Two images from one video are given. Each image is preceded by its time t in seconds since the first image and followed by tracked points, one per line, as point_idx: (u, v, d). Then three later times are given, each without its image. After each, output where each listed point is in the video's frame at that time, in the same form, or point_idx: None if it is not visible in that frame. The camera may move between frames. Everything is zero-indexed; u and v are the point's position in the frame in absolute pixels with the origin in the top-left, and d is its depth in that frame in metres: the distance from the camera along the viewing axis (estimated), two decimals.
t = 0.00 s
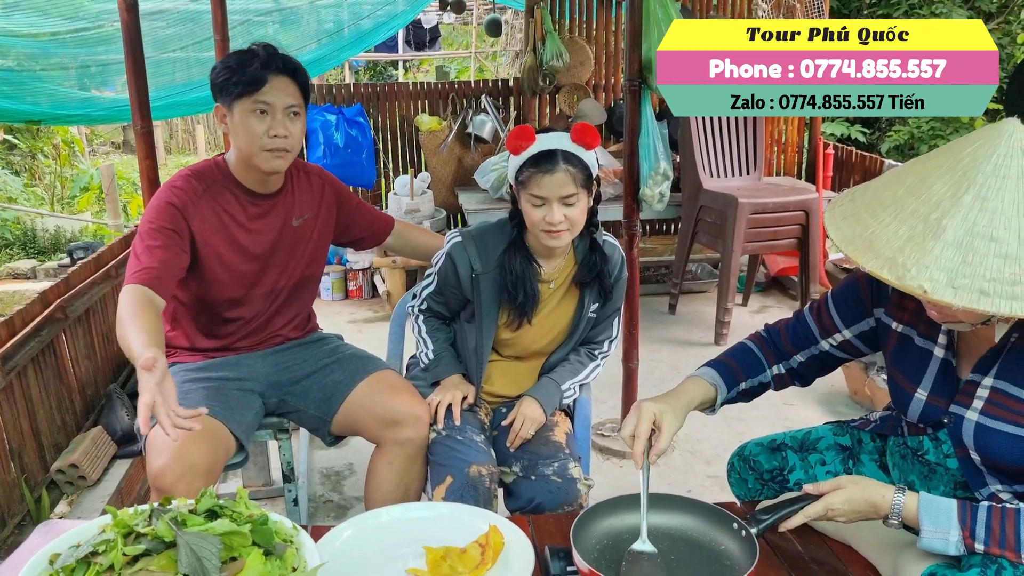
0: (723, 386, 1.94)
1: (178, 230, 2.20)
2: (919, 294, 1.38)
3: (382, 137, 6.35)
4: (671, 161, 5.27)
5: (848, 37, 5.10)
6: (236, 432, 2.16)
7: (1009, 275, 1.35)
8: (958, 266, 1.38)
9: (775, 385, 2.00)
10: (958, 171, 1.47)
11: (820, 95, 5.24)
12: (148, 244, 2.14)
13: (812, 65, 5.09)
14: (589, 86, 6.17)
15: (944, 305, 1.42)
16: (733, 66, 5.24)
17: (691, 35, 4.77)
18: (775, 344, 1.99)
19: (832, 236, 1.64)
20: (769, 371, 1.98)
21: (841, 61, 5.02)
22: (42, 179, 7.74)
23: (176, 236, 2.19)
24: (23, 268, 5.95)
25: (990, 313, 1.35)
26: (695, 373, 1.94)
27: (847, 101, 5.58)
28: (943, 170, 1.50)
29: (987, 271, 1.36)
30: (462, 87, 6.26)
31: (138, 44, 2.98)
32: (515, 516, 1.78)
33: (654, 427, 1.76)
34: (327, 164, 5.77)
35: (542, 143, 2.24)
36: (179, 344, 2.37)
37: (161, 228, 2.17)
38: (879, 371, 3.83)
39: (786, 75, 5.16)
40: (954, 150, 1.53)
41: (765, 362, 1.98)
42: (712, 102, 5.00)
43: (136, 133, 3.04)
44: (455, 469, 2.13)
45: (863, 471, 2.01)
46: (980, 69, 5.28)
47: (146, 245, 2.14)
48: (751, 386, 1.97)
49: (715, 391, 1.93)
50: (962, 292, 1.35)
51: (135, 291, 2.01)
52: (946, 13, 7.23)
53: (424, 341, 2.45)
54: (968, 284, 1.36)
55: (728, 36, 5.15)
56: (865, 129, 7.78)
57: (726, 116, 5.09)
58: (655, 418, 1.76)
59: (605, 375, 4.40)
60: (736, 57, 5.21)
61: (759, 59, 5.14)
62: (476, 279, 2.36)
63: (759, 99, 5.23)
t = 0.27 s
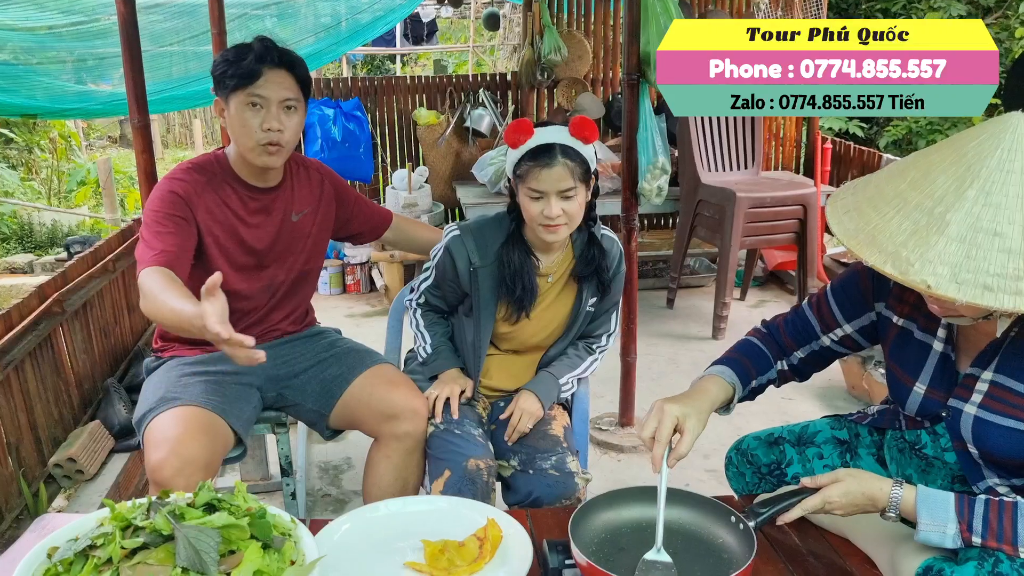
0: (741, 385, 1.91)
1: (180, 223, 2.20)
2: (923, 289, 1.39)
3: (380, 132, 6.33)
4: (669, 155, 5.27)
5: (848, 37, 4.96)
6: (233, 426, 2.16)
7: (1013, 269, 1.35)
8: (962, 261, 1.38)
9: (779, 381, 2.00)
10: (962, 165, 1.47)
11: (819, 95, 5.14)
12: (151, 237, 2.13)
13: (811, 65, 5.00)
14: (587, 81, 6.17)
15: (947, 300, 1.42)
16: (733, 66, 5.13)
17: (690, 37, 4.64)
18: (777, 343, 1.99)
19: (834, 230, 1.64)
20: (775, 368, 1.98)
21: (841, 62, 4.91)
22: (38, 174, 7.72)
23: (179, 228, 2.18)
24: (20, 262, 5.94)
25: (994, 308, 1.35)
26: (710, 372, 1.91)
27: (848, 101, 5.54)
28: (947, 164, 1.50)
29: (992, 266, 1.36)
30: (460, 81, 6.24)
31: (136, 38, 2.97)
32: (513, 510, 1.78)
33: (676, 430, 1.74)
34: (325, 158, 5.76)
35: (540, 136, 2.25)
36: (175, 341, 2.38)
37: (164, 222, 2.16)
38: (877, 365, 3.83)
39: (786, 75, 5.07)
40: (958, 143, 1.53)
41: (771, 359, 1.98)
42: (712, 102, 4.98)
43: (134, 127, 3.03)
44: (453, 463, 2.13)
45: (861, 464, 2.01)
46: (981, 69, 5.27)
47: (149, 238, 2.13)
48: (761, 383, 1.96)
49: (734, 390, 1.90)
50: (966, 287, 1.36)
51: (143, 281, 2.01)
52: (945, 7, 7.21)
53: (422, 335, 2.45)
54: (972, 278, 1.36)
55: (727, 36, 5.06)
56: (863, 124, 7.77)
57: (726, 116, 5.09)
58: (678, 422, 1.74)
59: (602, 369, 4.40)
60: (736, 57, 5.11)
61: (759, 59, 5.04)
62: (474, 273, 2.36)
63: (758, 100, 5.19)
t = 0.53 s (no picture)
0: (748, 390, 1.90)
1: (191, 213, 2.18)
2: (928, 282, 1.39)
3: (378, 123, 6.32)
4: (668, 147, 5.27)
5: (849, 37, 5.02)
6: (232, 418, 2.16)
7: (1019, 262, 1.35)
8: (968, 255, 1.38)
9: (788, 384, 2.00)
10: (967, 157, 1.47)
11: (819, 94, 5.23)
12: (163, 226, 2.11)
13: (812, 65, 5.02)
14: (585, 72, 6.15)
15: (952, 293, 1.42)
16: (733, 66, 5.11)
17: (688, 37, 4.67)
18: (782, 345, 1.99)
19: (837, 222, 1.64)
20: (782, 371, 1.98)
21: (841, 61, 4.96)
22: (35, 165, 7.70)
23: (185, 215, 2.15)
24: (17, 254, 5.92)
25: (1000, 302, 1.35)
26: (718, 379, 1.92)
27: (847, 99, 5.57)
28: (951, 157, 1.50)
29: (997, 259, 1.36)
30: (457, 73, 6.23)
31: (132, 28, 2.95)
32: (511, 500, 1.79)
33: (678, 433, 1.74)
34: (322, 150, 5.75)
35: (539, 127, 2.23)
36: (175, 333, 2.38)
37: (175, 211, 2.14)
38: (874, 357, 3.84)
39: (786, 75, 5.11)
40: (962, 135, 1.52)
41: (778, 363, 1.98)
42: (711, 102, 5.00)
43: (130, 118, 3.02)
44: (451, 454, 2.13)
45: (857, 455, 2.01)
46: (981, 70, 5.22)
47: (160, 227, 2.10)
48: (769, 387, 1.96)
49: (740, 396, 1.90)
50: (972, 280, 1.36)
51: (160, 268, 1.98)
52: None
53: (420, 326, 2.44)
54: (977, 272, 1.36)
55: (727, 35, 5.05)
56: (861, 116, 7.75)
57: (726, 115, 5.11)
58: (681, 424, 1.74)
59: (600, 361, 4.40)
60: (737, 57, 5.09)
61: (759, 59, 5.03)
62: (473, 264, 2.36)
63: (759, 99, 5.22)
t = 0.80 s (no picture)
0: (749, 393, 1.90)
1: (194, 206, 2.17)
2: (923, 276, 1.39)
3: (376, 116, 6.31)
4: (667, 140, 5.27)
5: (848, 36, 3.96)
6: (231, 410, 2.17)
7: (1014, 256, 1.35)
8: (963, 249, 1.38)
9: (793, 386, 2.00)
10: (963, 151, 1.46)
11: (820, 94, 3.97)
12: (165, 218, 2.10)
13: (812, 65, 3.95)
14: (584, 66, 6.14)
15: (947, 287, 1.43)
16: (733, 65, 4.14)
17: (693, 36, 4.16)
18: (784, 347, 2.00)
19: (834, 216, 1.64)
20: (785, 372, 1.98)
21: (842, 60, 3.91)
22: (33, 158, 7.69)
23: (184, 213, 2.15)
24: (15, 247, 5.92)
25: (995, 295, 1.35)
26: (719, 383, 1.92)
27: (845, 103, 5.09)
28: (948, 150, 1.49)
29: (992, 253, 1.36)
30: (456, 66, 6.21)
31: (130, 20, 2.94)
32: (508, 493, 1.79)
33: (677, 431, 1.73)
34: (320, 143, 5.75)
35: (537, 121, 2.23)
36: (173, 325, 2.38)
37: (178, 203, 2.14)
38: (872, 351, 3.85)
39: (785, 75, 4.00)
40: (959, 129, 1.52)
41: (781, 365, 1.98)
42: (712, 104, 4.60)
43: (128, 110, 3.01)
44: (449, 447, 2.14)
45: (853, 448, 2.02)
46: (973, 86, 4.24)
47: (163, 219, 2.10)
48: (772, 389, 1.96)
49: (741, 398, 1.89)
50: (967, 274, 1.36)
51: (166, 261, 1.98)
52: None
53: (418, 320, 2.45)
54: (972, 266, 1.36)
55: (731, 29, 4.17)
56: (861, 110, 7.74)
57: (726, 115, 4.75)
58: (681, 421, 1.74)
59: (599, 355, 4.41)
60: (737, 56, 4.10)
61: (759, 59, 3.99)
62: (471, 258, 2.36)
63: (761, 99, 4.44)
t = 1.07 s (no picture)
0: (744, 391, 1.91)
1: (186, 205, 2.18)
2: (914, 267, 1.40)
3: (376, 111, 6.30)
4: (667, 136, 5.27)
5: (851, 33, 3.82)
6: (231, 405, 2.17)
7: (1005, 249, 1.36)
8: (954, 241, 1.39)
9: (794, 384, 2.01)
10: (956, 143, 1.47)
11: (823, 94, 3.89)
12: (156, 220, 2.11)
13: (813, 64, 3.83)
14: (584, 61, 6.14)
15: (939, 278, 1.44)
16: (733, 66, 4.02)
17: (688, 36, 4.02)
18: (783, 345, 2.01)
19: (828, 209, 1.65)
20: (785, 370, 1.99)
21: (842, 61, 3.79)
22: (32, 153, 7.69)
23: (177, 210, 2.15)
24: (15, 241, 5.91)
25: (986, 287, 1.36)
26: (715, 381, 1.93)
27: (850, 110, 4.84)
28: (942, 142, 1.50)
29: (983, 245, 1.37)
30: (456, 61, 6.21)
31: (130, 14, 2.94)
32: (507, 487, 1.80)
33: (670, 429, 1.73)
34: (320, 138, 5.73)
35: (536, 115, 2.23)
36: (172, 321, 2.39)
37: (169, 204, 2.14)
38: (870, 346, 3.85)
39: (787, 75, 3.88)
40: (953, 121, 1.52)
41: (780, 363, 1.99)
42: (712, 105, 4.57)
43: (128, 105, 3.01)
44: (448, 441, 2.15)
45: (851, 443, 2.03)
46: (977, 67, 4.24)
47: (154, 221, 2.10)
48: (771, 387, 1.97)
49: (737, 396, 1.90)
50: (958, 266, 1.37)
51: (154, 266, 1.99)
52: None
53: (418, 315, 2.45)
54: (963, 258, 1.37)
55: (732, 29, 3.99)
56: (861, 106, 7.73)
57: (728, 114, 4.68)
58: (673, 420, 1.74)
59: (598, 350, 4.42)
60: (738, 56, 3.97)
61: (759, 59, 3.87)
62: (469, 252, 2.36)
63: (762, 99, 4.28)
